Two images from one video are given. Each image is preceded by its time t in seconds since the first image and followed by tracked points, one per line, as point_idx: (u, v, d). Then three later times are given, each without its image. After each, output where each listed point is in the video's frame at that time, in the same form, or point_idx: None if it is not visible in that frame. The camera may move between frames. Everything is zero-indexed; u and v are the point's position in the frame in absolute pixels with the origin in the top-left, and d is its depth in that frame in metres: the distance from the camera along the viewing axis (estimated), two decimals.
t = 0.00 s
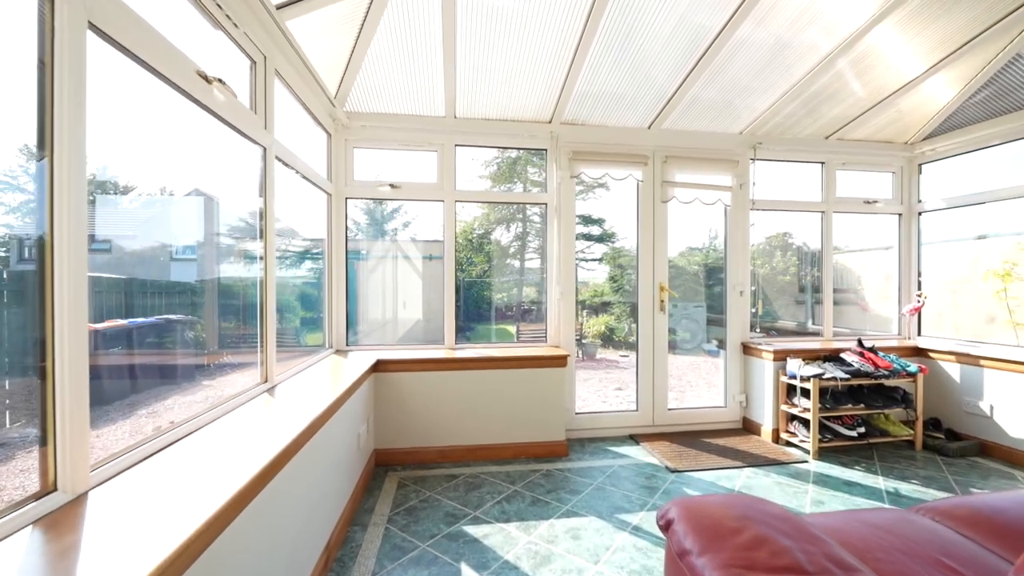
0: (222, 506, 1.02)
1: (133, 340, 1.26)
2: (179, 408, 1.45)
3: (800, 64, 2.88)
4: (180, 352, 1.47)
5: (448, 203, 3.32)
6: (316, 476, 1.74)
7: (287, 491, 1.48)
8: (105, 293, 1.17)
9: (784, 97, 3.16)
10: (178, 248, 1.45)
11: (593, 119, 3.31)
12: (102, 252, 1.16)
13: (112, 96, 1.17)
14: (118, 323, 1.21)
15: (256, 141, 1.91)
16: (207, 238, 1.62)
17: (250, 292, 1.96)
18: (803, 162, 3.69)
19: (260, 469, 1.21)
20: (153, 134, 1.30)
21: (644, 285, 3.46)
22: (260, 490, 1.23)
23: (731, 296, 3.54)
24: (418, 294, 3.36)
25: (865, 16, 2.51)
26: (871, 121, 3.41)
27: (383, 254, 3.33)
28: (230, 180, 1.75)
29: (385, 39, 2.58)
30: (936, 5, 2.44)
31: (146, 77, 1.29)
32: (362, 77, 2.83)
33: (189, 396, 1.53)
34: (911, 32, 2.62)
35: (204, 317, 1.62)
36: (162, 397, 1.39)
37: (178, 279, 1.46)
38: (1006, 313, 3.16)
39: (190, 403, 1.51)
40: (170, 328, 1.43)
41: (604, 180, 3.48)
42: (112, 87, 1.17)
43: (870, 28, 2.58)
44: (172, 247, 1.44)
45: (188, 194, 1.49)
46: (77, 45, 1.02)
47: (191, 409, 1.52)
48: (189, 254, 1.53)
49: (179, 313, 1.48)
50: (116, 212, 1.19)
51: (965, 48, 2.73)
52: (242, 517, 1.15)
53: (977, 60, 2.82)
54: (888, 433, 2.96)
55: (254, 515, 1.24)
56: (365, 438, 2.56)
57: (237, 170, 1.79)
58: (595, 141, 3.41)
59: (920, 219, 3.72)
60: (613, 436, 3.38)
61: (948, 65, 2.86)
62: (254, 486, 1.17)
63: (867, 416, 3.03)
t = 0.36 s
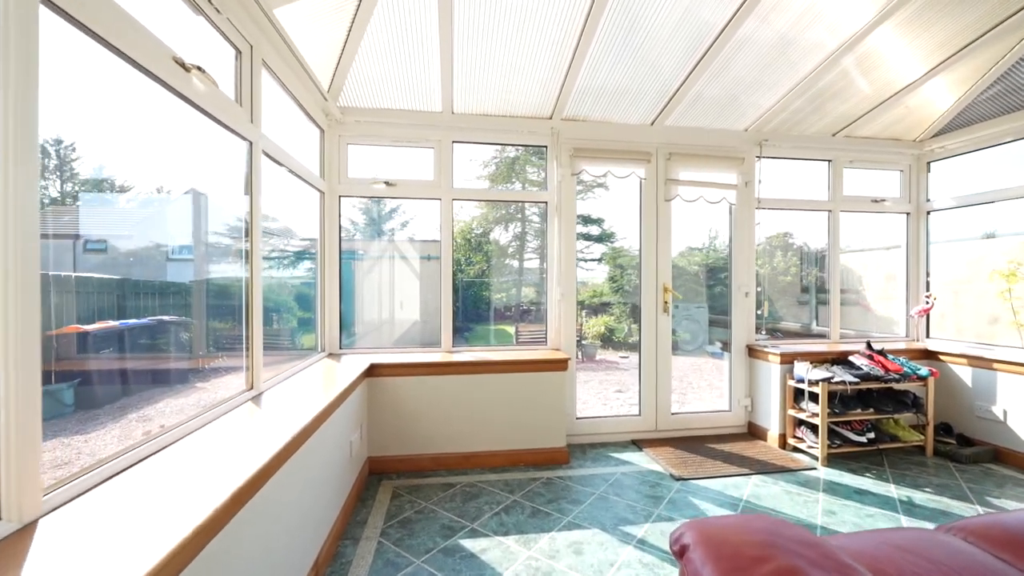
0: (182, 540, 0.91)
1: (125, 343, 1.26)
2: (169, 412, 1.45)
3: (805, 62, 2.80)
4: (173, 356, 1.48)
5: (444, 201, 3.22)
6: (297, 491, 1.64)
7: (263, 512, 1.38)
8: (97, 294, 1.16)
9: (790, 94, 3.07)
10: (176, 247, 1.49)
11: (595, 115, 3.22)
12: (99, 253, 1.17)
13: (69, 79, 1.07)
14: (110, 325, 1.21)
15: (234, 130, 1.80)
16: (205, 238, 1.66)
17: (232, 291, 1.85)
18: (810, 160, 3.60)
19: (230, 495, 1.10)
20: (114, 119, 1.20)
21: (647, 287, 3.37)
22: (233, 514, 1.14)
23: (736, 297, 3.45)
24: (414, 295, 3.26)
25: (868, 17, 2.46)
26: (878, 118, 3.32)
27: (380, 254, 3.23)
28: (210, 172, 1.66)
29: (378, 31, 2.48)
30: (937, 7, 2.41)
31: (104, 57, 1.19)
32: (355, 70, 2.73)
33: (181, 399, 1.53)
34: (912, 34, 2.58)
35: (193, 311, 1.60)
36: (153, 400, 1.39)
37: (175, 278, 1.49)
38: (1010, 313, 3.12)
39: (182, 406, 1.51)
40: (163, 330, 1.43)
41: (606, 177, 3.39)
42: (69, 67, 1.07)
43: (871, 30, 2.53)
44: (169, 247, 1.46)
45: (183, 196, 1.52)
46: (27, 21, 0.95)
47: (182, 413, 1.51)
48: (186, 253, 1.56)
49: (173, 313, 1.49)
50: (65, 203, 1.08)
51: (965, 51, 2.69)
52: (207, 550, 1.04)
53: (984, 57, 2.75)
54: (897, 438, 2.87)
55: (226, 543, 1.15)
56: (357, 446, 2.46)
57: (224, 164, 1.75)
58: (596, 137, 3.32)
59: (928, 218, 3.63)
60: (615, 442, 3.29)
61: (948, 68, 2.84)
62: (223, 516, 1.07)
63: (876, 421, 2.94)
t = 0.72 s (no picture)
0: None
1: (110, 345, 1.34)
2: (154, 416, 1.51)
3: (799, 61, 2.75)
4: (160, 361, 1.55)
5: (437, 199, 3.13)
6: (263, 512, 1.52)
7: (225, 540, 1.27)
8: (83, 295, 1.23)
9: (789, 91, 3.00)
10: (167, 248, 1.57)
11: (592, 111, 3.13)
12: (90, 253, 1.24)
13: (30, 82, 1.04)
14: (94, 326, 1.27)
15: (200, 116, 1.67)
16: (199, 238, 1.76)
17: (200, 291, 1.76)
18: (809, 159, 3.54)
19: (160, 548, 0.96)
20: (48, 108, 1.09)
21: (645, 287, 3.29)
22: (191, 547, 1.08)
23: (736, 298, 3.39)
24: (408, 296, 3.16)
25: (858, 20, 2.45)
26: (877, 117, 3.27)
27: (372, 254, 3.13)
28: (195, 170, 1.69)
29: (366, 23, 2.38)
30: (930, 9, 2.39)
31: (50, 47, 1.11)
32: (342, 63, 2.63)
33: (168, 403, 1.59)
34: (900, 40, 2.59)
35: (176, 314, 1.64)
36: (140, 404, 1.45)
37: (166, 280, 1.58)
38: (1003, 314, 3.14)
39: (169, 408, 1.58)
40: (151, 330, 1.51)
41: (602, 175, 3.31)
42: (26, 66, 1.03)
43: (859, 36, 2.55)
44: (159, 248, 1.54)
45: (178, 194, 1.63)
46: None
47: (169, 416, 1.57)
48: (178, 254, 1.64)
49: (157, 316, 1.54)
50: None
51: (955, 55, 2.70)
52: None
53: (975, 61, 2.75)
54: (899, 442, 2.81)
55: None
56: (344, 455, 2.37)
57: (202, 157, 1.73)
58: (592, 133, 3.23)
59: (928, 218, 3.58)
60: (611, 447, 3.21)
61: (939, 71, 2.83)
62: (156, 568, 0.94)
63: (878, 425, 2.88)
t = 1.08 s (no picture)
0: None
1: (80, 349, 1.28)
2: (126, 421, 1.45)
3: (786, 62, 2.73)
4: (134, 367, 1.50)
5: (421, 197, 3.03)
6: (234, 532, 1.41)
7: (186, 571, 1.16)
8: (52, 296, 1.18)
9: (778, 91, 2.97)
10: (148, 246, 1.56)
11: (579, 107, 3.06)
12: (60, 252, 1.21)
13: None
14: (61, 329, 1.22)
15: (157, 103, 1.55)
16: (176, 235, 1.71)
17: (165, 292, 1.65)
18: (797, 159, 3.53)
19: None
20: None
21: (633, 287, 3.24)
22: None
23: (725, 299, 3.36)
24: (392, 297, 3.06)
25: (846, 20, 2.43)
26: (864, 117, 3.27)
27: (354, 254, 3.02)
28: (156, 166, 1.58)
29: (345, 13, 2.27)
30: (915, 11, 2.38)
31: None
32: (320, 54, 2.51)
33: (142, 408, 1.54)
34: (883, 44, 2.60)
35: (145, 314, 1.56)
36: (109, 410, 1.39)
37: (144, 279, 1.54)
38: (982, 313, 3.19)
39: (142, 416, 1.53)
40: (122, 333, 1.45)
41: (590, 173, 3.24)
42: None
43: (836, 45, 2.59)
44: (136, 247, 1.51)
45: (154, 191, 1.60)
46: None
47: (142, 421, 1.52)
48: (159, 253, 1.62)
49: (131, 317, 1.48)
50: None
51: (939, 59, 2.71)
52: None
53: (956, 66, 2.78)
54: (888, 443, 2.80)
55: None
56: (321, 465, 2.26)
57: (165, 149, 1.61)
58: (580, 131, 3.16)
59: (914, 219, 3.60)
60: (600, 451, 3.15)
61: (922, 75, 2.84)
62: None
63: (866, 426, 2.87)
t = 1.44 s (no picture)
0: None
1: (30, 354, 1.19)
2: (77, 429, 1.36)
3: (762, 67, 2.75)
4: (90, 373, 1.42)
5: (397, 195, 2.92)
6: (189, 554, 1.29)
7: None
8: (3, 295, 1.11)
9: (755, 94, 2.98)
10: (108, 243, 1.48)
11: (559, 104, 3.00)
12: (13, 250, 1.13)
13: None
14: (9, 331, 1.13)
15: (102, 86, 1.42)
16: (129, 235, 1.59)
17: (118, 294, 1.53)
18: (773, 161, 3.57)
19: None
20: None
21: (614, 287, 3.21)
22: None
23: (704, 300, 3.37)
24: (368, 298, 2.94)
25: (822, 25, 2.45)
26: (838, 122, 3.33)
27: (328, 253, 2.89)
28: (103, 158, 1.44)
29: None
30: (885, 19, 2.42)
31: None
32: (288, 43, 2.38)
33: (98, 416, 1.46)
34: (856, 51, 2.64)
35: (99, 316, 1.46)
36: (62, 418, 1.31)
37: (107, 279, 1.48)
38: (944, 313, 3.31)
39: (99, 423, 1.46)
40: (79, 335, 1.37)
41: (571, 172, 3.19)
42: None
43: (808, 53, 2.63)
44: (98, 244, 1.44)
45: (108, 187, 1.49)
46: None
47: (97, 428, 1.44)
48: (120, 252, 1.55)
49: (89, 320, 1.40)
50: None
51: (907, 67, 2.78)
52: None
53: (922, 74, 2.85)
54: (864, 441, 2.85)
55: None
56: (288, 476, 2.13)
57: (112, 137, 1.48)
58: (561, 129, 3.11)
59: (885, 221, 3.69)
60: (581, 454, 3.11)
61: (891, 81, 2.90)
62: None
63: (842, 425, 2.92)
